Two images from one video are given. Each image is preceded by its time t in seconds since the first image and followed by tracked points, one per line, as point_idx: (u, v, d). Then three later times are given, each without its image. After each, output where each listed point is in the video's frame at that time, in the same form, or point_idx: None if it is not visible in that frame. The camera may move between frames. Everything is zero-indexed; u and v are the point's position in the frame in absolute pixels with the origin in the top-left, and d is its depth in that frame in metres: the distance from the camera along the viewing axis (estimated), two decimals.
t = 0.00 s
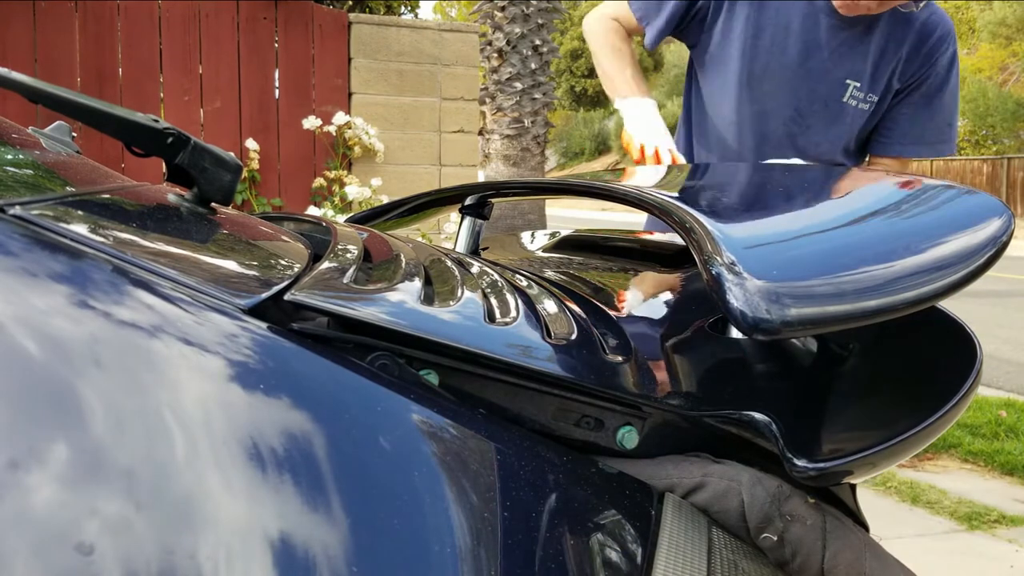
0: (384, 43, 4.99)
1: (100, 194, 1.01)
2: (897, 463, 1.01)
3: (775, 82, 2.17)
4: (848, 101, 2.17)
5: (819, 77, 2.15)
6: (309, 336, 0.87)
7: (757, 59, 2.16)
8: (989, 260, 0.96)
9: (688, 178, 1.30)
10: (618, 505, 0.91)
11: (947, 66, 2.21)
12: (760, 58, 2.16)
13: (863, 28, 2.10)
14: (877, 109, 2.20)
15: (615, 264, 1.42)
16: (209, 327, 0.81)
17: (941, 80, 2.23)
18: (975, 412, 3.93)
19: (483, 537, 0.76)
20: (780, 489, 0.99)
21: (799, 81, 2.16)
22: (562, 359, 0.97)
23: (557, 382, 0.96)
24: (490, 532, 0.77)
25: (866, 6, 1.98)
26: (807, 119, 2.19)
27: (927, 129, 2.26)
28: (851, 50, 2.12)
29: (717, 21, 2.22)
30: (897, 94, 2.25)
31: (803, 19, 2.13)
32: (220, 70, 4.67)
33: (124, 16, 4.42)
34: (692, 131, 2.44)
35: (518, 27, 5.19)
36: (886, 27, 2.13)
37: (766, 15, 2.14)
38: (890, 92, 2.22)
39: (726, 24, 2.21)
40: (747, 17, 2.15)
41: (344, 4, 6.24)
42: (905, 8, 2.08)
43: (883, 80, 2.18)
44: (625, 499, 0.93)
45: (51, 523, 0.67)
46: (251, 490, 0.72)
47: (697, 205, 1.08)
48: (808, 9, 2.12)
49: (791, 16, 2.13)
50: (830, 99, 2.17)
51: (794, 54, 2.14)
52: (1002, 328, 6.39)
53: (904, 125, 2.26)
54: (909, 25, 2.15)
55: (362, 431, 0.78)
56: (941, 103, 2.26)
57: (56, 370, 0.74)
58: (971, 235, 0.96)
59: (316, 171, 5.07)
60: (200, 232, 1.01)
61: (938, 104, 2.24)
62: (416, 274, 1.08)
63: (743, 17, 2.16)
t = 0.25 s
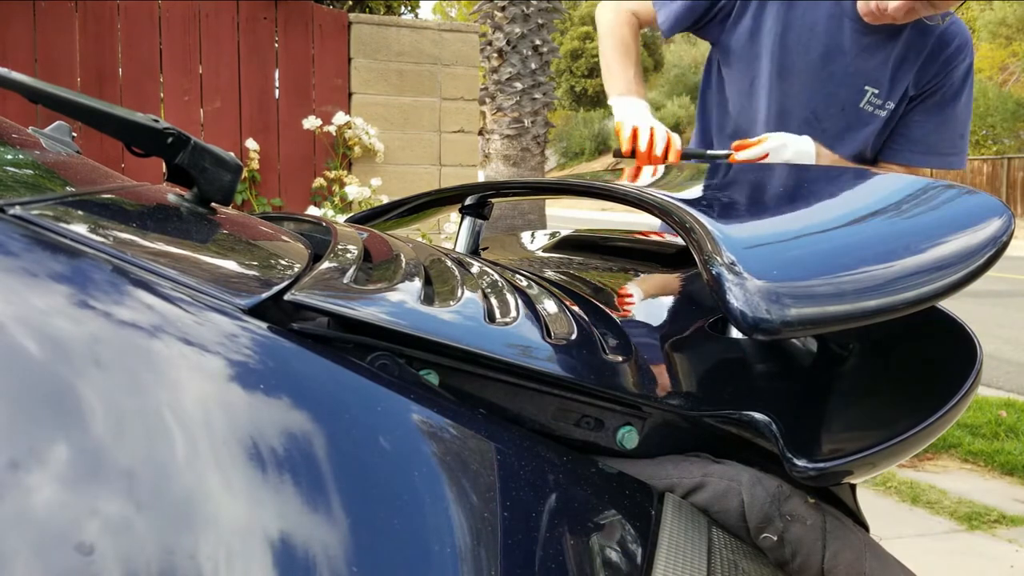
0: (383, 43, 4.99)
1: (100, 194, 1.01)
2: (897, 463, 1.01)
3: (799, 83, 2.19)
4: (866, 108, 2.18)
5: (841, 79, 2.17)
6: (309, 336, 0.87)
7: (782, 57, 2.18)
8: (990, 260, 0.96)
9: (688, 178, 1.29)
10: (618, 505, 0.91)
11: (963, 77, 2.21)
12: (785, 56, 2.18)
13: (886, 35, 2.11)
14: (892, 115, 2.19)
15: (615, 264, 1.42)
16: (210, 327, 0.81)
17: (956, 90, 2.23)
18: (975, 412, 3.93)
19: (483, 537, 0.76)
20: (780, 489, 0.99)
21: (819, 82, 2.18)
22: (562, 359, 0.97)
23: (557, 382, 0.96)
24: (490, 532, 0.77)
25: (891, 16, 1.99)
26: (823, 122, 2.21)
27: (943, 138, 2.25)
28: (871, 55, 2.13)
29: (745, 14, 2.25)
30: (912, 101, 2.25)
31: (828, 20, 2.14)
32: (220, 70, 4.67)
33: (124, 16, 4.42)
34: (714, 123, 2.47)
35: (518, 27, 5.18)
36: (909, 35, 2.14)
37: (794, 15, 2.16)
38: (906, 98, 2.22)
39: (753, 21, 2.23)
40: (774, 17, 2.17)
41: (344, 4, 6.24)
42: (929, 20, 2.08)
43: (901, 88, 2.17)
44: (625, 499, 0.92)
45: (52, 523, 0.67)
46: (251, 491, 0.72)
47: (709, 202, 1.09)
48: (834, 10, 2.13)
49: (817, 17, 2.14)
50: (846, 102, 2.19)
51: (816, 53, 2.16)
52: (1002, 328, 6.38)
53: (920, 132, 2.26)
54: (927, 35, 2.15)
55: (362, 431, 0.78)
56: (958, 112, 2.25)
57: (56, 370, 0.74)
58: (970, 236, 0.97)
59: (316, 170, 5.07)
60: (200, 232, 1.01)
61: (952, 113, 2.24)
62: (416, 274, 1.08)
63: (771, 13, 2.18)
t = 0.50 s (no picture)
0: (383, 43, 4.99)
1: (100, 194, 1.01)
2: (897, 463, 1.01)
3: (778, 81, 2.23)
4: (838, 110, 2.18)
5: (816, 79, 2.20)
6: (309, 336, 0.87)
7: (761, 54, 2.23)
8: (990, 260, 0.96)
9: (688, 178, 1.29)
10: (618, 505, 0.91)
11: (933, 91, 2.23)
12: (763, 53, 2.22)
13: (862, 39, 2.14)
14: (860, 119, 2.18)
15: (614, 263, 1.42)
16: (210, 327, 0.81)
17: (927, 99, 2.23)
18: (975, 412, 3.93)
19: (483, 537, 0.76)
20: (780, 489, 0.99)
21: (796, 81, 2.23)
22: (562, 359, 0.97)
23: (558, 382, 0.96)
24: (490, 532, 0.77)
25: (874, 21, 2.04)
26: (797, 121, 2.24)
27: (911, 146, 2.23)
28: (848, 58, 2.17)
29: (726, 11, 2.31)
30: (881, 107, 2.23)
31: (808, 20, 2.20)
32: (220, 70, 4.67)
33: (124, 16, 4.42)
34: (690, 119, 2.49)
35: (518, 27, 5.18)
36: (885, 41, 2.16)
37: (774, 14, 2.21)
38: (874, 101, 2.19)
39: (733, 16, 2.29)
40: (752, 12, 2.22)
41: (343, 5, 6.23)
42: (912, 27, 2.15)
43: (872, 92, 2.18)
44: (625, 499, 0.92)
45: (52, 523, 0.67)
46: (252, 491, 0.72)
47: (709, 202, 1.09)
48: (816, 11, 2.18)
49: (798, 17, 2.19)
50: (819, 103, 2.21)
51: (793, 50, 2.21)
52: (1002, 328, 6.38)
53: (888, 139, 2.24)
54: (906, 43, 2.18)
55: (362, 431, 0.78)
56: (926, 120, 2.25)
57: (56, 370, 0.74)
58: (970, 236, 0.96)
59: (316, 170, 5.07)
60: (200, 232, 1.01)
61: (922, 121, 2.23)
62: (416, 274, 1.08)
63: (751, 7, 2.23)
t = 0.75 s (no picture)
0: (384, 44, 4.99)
1: (101, 194, 1.01)
2: (897, 463, 1.01)
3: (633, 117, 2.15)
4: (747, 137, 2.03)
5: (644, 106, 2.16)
6: (309, 336, 0.87)
7: (672, 77, 2.04)
8: (990, 260, 0.96)
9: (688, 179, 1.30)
10: (618, 505, 0.91)
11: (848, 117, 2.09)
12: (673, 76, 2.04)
13: (777, 62, 1.96)
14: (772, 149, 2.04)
15: (613, 263, 1.42)
16: (209, 327, 0.81)
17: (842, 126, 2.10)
18: (976, 412, 3.93)
19: (483, 537, 0.76)
20: (780, 489, 0.99)
21: (705, 103, 2.04)
22: (562, 359, 0.97)
23: (558, 382, 0.96)
24: (490, 532, 0.77)
25: (790, 47, 1.87)
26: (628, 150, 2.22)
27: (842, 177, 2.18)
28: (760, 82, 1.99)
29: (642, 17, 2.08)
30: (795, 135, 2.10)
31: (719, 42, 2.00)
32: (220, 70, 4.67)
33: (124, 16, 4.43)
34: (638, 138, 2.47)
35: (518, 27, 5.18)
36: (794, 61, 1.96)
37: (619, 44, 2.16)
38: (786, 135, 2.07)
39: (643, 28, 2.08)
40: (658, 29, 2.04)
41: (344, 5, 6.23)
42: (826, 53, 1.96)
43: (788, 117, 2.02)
44: (625, 499, 0.92)
45: (52, 524, 0.67)
46: (252, 491, 0.72)
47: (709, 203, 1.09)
48: (726, 30, 1.98)
49: (704, 39, 2.00)
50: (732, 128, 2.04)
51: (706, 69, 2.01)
52: (1003, 329, 6.38)
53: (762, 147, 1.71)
54: (822, 70, 2.00)
55: (362, 431, 0.78)
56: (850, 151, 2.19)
57: (56, 370, 0.74)
58: (970, 236, 0.96)
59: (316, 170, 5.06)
60: (200, 232, 1.01)
61: (838, 147, 2.10)
62: (416, 274, 1.08)
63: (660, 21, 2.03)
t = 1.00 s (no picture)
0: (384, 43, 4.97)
1: (101, 194, 1.01)
2: (897, 463, 1.01)
3: (541, 153, 2.15)
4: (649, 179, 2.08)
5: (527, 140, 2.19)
6: (309, 336, 0.87)
7: (589, 122, 2.05)
8: (990, 260, 0.95)
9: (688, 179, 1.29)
10: (618, 505, 0.91)
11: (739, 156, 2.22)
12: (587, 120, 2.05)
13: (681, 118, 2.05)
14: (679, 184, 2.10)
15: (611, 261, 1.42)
16: (209, 327, 0.81)
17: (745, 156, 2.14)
18: (976, 412, 3.93)
19: (483, 537, 0.76)
20: (780, 489, 0.99)
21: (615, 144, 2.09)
22: (562, 359, 0.97)
23: (558, 382, 0.96)
24: (490, 532, 0.77)
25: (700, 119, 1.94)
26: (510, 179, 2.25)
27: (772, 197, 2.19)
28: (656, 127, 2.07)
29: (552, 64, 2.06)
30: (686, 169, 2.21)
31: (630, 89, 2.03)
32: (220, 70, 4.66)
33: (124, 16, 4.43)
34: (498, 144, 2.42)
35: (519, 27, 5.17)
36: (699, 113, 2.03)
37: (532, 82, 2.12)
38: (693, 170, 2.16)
39: (548, 75, 2.07)
40: (572, 77, 2.02)
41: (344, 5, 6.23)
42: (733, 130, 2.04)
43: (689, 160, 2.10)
44: (625, 499, 0.92)
45: (53, 525, 0.67)
46: (252, 492, 0.72)
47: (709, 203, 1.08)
48: (637, 78, 2.03)
49: (622, 87, 2.03)
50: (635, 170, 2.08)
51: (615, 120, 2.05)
52: (1003, 329, 6.38)
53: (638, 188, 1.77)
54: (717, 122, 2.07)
55: (362, 431, 0.78)
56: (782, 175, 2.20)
57: (56, 370, 0.74)
58: (970, 236, 0.96)
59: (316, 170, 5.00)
60: (200, 232, 1.01)
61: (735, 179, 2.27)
62: (416, 274, 1.08)
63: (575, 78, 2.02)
